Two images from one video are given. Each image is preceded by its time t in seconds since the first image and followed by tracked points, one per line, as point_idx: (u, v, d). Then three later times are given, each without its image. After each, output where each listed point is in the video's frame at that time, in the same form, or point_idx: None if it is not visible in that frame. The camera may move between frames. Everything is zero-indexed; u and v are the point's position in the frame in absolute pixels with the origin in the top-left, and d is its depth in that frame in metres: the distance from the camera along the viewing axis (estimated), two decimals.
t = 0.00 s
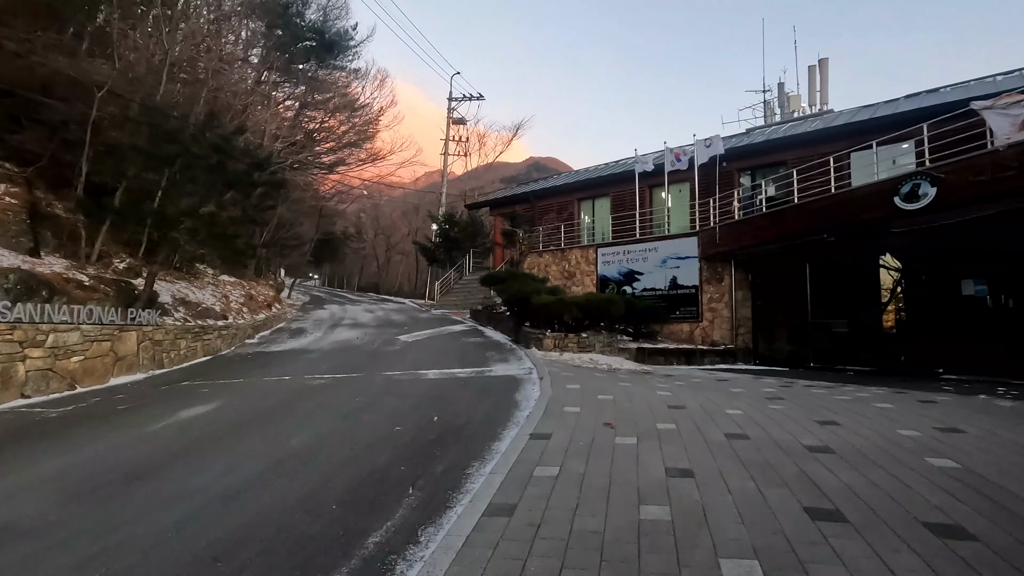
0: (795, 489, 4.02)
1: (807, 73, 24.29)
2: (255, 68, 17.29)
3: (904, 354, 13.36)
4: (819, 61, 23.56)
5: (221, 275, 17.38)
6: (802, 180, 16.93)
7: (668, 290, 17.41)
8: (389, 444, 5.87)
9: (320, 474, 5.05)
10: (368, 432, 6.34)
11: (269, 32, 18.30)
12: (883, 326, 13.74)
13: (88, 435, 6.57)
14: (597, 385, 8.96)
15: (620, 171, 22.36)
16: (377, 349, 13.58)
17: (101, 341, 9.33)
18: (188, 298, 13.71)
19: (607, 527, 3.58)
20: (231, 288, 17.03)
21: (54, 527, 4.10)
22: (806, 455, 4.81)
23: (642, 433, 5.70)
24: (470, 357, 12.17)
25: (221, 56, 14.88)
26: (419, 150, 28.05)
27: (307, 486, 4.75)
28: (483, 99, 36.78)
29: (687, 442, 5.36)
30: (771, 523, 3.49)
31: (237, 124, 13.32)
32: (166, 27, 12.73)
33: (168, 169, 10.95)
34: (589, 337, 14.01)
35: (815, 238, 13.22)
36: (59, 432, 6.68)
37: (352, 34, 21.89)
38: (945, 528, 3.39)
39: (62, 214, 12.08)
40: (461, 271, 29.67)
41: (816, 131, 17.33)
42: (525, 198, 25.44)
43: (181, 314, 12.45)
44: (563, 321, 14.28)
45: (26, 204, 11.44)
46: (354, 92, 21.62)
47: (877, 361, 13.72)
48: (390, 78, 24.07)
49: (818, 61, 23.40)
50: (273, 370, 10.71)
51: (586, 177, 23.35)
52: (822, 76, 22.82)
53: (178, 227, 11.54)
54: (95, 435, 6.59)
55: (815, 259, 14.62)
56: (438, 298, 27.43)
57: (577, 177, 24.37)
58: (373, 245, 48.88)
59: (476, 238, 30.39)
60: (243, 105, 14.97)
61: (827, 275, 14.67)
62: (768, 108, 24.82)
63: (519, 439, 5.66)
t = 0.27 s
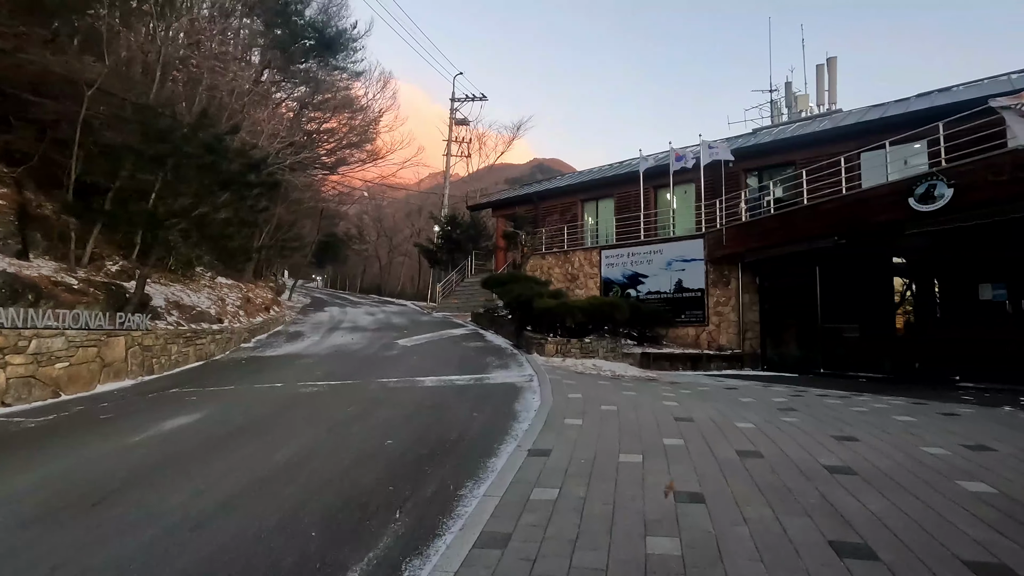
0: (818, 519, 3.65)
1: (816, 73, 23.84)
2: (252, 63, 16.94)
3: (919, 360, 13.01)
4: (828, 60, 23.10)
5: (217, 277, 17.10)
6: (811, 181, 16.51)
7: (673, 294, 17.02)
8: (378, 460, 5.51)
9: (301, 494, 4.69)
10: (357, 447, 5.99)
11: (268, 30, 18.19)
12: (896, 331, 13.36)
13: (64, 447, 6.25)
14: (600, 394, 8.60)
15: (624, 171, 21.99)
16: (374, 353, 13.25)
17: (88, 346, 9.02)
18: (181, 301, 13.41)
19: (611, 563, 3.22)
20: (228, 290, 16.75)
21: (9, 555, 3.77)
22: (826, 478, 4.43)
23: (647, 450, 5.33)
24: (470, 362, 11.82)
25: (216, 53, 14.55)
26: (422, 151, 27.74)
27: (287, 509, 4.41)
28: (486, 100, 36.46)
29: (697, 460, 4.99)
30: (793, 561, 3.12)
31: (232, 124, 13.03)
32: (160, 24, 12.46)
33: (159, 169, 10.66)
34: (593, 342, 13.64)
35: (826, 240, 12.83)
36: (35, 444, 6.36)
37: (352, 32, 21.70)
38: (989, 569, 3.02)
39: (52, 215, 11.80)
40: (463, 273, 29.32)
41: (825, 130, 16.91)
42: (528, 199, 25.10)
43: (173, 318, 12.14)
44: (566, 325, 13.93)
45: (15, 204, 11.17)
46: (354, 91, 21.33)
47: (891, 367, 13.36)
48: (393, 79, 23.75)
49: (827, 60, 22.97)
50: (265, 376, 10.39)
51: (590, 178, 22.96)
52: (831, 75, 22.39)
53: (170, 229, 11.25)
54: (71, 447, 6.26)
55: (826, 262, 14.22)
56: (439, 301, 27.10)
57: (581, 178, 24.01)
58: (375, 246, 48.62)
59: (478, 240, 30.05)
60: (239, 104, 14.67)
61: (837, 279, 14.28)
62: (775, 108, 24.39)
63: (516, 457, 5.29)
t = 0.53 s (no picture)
0: (843, 537, 3.33)
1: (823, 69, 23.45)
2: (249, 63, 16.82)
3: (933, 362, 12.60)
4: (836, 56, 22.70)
5: (215, 276, 16.85)
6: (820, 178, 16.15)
7: (677, 293, 16.68)
8: (369, 468, 5.21)
9: (284, 505, 4.39)
10: (348, 452, 5.70)
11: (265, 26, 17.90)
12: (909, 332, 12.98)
13: (42, 452, 5.98)
14: (604, 396, 8.29)
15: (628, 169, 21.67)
16: (372, 354, 12.96)
17: (76, 346, 8.74)
18: (176, 300, 13.16)
19: None
20: (225, 290, 16.49)
21: None
22: (848, 490, 4.11)
23: (654, 457, 5.01)
24: (469, 363, 11.52)
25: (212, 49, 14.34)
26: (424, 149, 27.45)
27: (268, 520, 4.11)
28: (488, 98, 36.17)
29: (707, 468, 4.68)
30: None
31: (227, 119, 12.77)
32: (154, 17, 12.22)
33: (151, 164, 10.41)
34: (596, 343, 13.33)
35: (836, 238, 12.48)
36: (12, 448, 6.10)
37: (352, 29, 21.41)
38: None
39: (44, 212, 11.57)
40: (465, 272, 29.02)
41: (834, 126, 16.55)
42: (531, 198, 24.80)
43: (167, 318, 11.87)
44: (569, 325, 13.61)
45: (6, 201, 10.95)
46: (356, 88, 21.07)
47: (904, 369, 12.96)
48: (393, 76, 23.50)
49: (834, 56, 22.60)
50: (259, 377, 10.11)
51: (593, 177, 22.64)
52: (838, 71, 22.03)
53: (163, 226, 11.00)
54: (49, 452, 5.99)
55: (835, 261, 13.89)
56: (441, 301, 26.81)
57: (584, 176, 23.70)
58: (378, 246, 48.39)
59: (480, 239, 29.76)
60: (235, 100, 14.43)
61: (847, 278, 13.91)
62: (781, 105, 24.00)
63: (514, 465, 4.98)
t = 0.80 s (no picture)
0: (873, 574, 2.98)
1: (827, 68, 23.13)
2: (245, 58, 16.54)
3: (944, 367, 12.15)
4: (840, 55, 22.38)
5: (207, 277, 16.51)
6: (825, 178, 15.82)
7: (680, 296, 16.32)
8: (352, 486, 4.86)
9: (256, 530, 4.01)
10: (332, 467, 5.35)
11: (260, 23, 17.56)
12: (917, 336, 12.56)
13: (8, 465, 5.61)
14: (604, 404, 7.94)
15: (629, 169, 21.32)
16: (366, 358, 12.61)
17: (55, 351, 8.36)
18: (164, 302, 12.82)
19: None
20: (217, 291, 16.14)
21: None
22: (874, 517, 3.74)
23: (659, 476, 4.64)
24: (465, 368, 11.17)
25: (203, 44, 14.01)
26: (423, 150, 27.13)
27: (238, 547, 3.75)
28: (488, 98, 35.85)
29: (716, 489, 4.32)
30: None
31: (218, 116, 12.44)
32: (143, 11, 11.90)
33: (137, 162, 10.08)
34: (596, 347, 13.00)
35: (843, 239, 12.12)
36: None
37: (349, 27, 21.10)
38: None
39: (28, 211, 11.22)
40: (464, 273, 28.62)
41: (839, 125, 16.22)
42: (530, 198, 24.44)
43: (154, 321, 11.51)
44: (568, 329, 13.26)
45: None
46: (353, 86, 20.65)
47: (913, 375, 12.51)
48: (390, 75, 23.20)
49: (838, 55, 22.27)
50: (247, 383, 9.75)
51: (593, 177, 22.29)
52: (843, 69, 21.67)
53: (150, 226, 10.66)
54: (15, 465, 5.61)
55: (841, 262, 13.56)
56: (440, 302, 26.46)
57: (584, 176, 23.37)
58: (377, 247, 48.04)
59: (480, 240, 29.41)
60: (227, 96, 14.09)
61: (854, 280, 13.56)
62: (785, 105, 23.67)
63: (508, 483, 4.62)
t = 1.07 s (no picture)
0: None
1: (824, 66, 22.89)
2: (228, 49, 16.15)
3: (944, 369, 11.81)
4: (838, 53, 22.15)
5: (191, 275, 16.10)
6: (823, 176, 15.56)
7: (675, 295, 16.04)
8: (324, 497, 4.51)
9: (211, 548, 3.64)
10: (305, 476, 5.01)
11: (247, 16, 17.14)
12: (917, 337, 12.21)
13: None
14: (597, 407, 7.62)
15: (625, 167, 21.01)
16: (353, 358, 12.26)
17: (21, 350, 7.90)
18: (144, 299, 12.41)
19: None
20: (201, 289, 15.74)
21: None
22: (887, 534, 3.43)
23: (654, 487, 4.31)
24: (454, 369, 10.83)
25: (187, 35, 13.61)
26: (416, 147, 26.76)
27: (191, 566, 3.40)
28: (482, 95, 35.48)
29: (715, 501, 4.00)
30: None
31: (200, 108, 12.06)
32: None
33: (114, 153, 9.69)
34: (590, 347, 12.71)
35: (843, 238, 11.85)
36: None
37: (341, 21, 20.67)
38: None
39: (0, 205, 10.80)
40: (457, 272, 28.29)
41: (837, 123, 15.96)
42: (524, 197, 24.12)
43: (132, 320, 11.10)
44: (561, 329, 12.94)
45: None
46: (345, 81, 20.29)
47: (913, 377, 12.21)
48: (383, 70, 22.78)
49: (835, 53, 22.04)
50: (227, 384, 9.39)
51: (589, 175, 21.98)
52: (841, 67, 21.43)
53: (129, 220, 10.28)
54: None
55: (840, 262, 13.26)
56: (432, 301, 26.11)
57: (579, 174, 23.05)
58: (370, 246, 47.61)
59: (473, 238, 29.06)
60: (211, 88, 13.69)
61: (852, 280, 13.25)
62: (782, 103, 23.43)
63: (491, 495, 4.29)
